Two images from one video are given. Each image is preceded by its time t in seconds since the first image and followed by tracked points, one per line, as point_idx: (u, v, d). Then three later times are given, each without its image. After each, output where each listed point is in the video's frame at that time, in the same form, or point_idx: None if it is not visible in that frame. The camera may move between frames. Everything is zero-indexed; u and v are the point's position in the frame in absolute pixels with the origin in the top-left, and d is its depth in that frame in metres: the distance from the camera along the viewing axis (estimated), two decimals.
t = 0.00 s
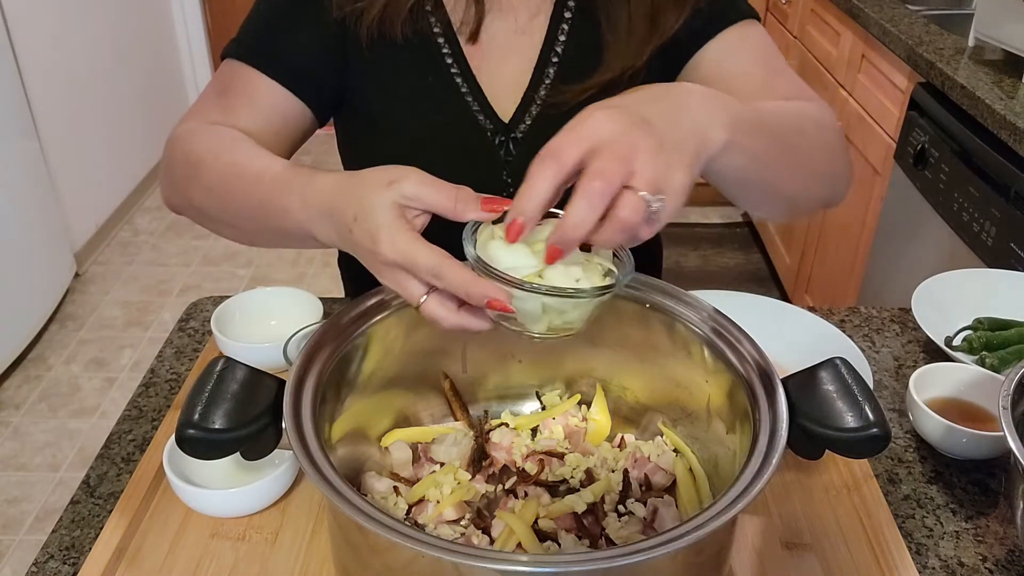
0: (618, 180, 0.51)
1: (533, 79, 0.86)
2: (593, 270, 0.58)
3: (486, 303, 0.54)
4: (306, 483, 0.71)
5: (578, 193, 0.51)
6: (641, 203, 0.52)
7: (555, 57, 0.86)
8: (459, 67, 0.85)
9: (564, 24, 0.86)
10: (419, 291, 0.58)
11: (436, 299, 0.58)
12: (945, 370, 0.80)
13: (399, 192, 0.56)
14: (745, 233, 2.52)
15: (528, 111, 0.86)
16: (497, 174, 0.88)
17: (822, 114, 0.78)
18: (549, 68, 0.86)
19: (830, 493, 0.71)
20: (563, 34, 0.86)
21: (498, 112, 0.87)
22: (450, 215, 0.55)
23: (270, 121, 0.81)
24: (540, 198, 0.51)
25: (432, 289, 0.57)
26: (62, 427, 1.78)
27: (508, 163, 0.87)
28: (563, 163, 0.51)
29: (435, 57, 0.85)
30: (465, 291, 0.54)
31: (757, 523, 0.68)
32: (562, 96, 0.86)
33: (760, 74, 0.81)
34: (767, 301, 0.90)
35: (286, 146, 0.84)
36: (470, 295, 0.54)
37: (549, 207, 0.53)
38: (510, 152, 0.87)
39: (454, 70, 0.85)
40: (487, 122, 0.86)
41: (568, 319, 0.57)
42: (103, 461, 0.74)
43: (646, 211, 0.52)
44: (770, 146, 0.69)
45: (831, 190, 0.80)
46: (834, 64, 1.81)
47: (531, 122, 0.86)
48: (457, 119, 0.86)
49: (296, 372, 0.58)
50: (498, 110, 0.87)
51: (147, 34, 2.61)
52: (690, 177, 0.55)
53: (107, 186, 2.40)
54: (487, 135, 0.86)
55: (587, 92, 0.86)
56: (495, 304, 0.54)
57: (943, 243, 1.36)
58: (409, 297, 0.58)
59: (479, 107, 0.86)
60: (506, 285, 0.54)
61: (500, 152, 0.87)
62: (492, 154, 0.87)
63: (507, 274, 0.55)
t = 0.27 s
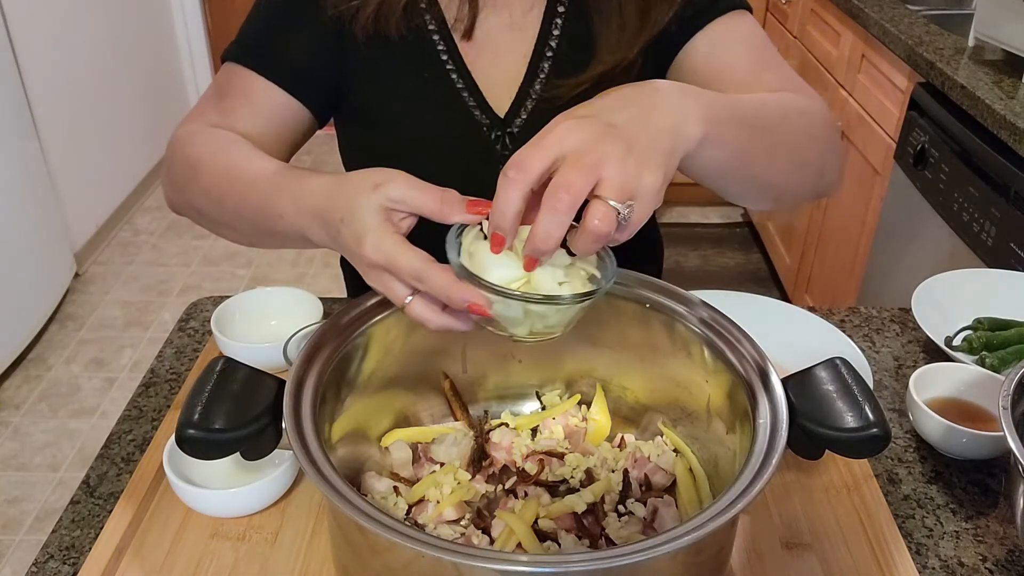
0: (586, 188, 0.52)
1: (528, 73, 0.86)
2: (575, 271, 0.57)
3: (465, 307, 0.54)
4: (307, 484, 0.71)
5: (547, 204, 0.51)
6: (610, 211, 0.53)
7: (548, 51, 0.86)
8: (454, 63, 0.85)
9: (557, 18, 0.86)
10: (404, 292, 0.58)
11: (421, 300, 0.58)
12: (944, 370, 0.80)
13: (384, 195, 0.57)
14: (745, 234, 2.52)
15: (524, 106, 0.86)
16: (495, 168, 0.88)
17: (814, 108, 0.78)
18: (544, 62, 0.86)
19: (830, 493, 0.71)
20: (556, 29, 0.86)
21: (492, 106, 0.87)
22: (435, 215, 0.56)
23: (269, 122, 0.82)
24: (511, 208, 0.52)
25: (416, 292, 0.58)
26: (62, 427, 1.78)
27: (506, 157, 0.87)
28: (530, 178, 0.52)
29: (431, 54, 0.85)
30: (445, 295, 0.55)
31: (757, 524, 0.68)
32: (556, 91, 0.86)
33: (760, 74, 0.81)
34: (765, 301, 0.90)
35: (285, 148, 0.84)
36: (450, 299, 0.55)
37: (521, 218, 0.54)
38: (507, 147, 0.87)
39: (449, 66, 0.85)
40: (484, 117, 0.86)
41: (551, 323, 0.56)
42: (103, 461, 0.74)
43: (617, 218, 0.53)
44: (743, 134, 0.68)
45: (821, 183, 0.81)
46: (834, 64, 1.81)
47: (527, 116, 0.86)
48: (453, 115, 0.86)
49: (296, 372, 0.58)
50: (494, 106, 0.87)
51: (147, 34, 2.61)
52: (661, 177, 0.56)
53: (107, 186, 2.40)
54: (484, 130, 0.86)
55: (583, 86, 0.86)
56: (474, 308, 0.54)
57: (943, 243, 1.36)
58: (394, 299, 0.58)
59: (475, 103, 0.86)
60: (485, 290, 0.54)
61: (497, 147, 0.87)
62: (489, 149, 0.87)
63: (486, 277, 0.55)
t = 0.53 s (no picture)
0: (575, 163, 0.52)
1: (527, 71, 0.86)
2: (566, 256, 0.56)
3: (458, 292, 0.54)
4: (306, 484, 0.71)
5: (537, 179, 0.51)
6: (598, 189, 0.53)
7: (547, 49, 0.86)
8: (453, 60, 0.85)
9: (556, 16, 0.86)
10: (397, 279, 0.58)
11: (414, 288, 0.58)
12: (944, 370, 0.80)
13: (379, 183, 0.57)
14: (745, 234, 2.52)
15: (522, 103, 0.86)
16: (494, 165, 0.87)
17: (803, 109, 0.79)
18: (542, 60, 0.86)
19: (830, 493, 0.71)
20: (555, 26, 0.86)
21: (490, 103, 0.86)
22: (428, 204, 0.55)
23: (270, 121, 0.82)
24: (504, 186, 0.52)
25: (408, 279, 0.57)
26: (62, 427, 1.78)
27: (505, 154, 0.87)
28: (527, 156, 0.52)
29: (429, 51, 0.85)
30: (438, 281, 0.54)
31: (757, 524, 0.68)
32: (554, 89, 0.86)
33: (759, 73, 0.81)
34: (764, 301, 0.90)
35: (286, 146, 0.84)
36: (442, 285, 0.54)
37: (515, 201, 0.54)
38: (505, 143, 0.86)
39: (447, 63, 0.85)
40: (483, 114, 0.86)
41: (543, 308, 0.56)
42: (103, 461, 0.74)
43: (605, 196, 0.53)
44: (726, 132, 0.68)
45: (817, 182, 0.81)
46: (834, 64, 1.81)
47: (525, 113, 0.86)
48: (452, 113, 0.86)
49: (296, 372, 0.58)
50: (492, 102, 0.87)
51: (147, 34, 2.61)
52: (648, 162, 0.56)
53: (107, 186, 2.40)
54: (482, 126, 0.86)
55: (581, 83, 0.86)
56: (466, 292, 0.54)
57: (943, 243, 1.36)
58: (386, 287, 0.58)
59: (473, 100, 0.85)
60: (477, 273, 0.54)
61: (495, 144, 0.86)
62: (488, 146, 0.87)
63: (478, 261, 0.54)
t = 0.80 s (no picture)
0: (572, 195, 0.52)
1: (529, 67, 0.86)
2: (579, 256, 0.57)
3: (476, 295, 0.54)
4: (306, 484, 0.71)
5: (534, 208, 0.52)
6: (595, 217, 0.53)
7: (550, 44, 0.86)
8: (455, 56, 0.85)
9: (558, 12, 0.86)
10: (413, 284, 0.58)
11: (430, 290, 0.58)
12: (944, 370, 0.80)
13: (390, 190, 0.57)
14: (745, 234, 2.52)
15: (525, 99, 0.86)
16: (496, 160, 0.88)
17: (797, 112, 0.79)
18: (545, 55, 0.86)
19: (830, 493, 0.71)
20: (558, 21, 0.86)
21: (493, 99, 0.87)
22: (439, 207, 0.56)
23: (274, 120, 0.82)
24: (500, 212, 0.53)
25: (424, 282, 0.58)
26: (61, 427, 1.78)
27: (507, 150, 0.87)
28: (525, 179, 0.53)
29: (432, 49, 0.85)
30: (455, 285, 0.54)
31: (757, 524, 0.68)
32: (557, 85, 0.86)
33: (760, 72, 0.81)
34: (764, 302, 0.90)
35: (291, 145, 0.84)
36: (459, 288, 0.54)
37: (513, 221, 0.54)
38: (509, 139, 0.87)
39: (450, 59, 0.85)
40: (485, 110, 0.86)
41: (558, 307, 0.57)
42: (103, 461, 0.74)
43: (600, 224, 0.53)
44: (720, 135, 0.68)
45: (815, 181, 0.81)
46: (834, 64, 1.81)
47: (528, 110, 0.86)
48: (455, 108, 0.86)
49: (295, 372, 0.58)
50: (494, 97, 0.87)
51: (147, 34, 2.61)
52: (647, 188, 0.56)
53: (107, 186, 2.40)
54: (485, 122, 0.86)
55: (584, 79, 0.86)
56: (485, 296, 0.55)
57: (943, 243, 1.36)
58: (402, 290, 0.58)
59: (477, 97, 0.86)
60: (494, 277, 0.55)
61: (498, 139, 0.87)
62: (490, 141, 0.87)
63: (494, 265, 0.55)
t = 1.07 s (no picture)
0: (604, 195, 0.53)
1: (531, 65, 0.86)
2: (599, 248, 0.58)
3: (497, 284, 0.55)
4: (306, 484, 0.71)
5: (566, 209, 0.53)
6: (625, 216, 0.54)
7: (552, 41, 0.86)
8: (458, 52, 0.85)
9: (559, 10, 0.86)
10: (431, 272, 0.58)
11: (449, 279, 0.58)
12: (944, 370, 0.80)
13: (407, 185, 0.57)
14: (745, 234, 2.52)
15: (527, 96, 0.86)
16: (498, 156, 0.88)
17: (804, 111, 0.79)
18: (547, 53, 0.86)
19: (830, 493, 0.71)
20: (560, 19, 0.86)
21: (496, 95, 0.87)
22: (460, 196, 0.56)
23: (280, 116, 0.81)
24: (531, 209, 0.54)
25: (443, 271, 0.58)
26: (62, 427, 1.78)
27: (509, 146, 0.87)
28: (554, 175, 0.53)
29: (435, 45, 0.85)
30: (476, 273, 0.55)
31: (757, 524, 0.68)
32: (559, 82, 0.86)
33: (760, 70, 0.81)
34: (764, 301, 0.90)
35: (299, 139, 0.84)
36: (481, 276, 0.55)
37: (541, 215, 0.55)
38: (511, 136, 0.87)
39: (452, 55, 0.85)
40: (488, 106, 0.86)
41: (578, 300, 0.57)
42: (103, 461, 0.74)
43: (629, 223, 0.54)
44: (730, 137, 0.68)
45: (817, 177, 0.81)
46: (834, 64, 1.81)
47: (530, 107, 0.86)
48: (457, 104, 0.87)
49: (296, 372, 0.58)
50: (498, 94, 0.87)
51: (146, 34, 2.61)
52: (672, 185, 0.57)
53: (107, 186, 2.40)
54: (488, 119, 0.86)
55: (586, 75, 0.85)
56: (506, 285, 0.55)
57: (943, 243, 1.36)
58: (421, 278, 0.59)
59: (483, 97, 0.86)
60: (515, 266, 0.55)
61: (500, 135, 0.87)
62: (492, 137, 0.87)
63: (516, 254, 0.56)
